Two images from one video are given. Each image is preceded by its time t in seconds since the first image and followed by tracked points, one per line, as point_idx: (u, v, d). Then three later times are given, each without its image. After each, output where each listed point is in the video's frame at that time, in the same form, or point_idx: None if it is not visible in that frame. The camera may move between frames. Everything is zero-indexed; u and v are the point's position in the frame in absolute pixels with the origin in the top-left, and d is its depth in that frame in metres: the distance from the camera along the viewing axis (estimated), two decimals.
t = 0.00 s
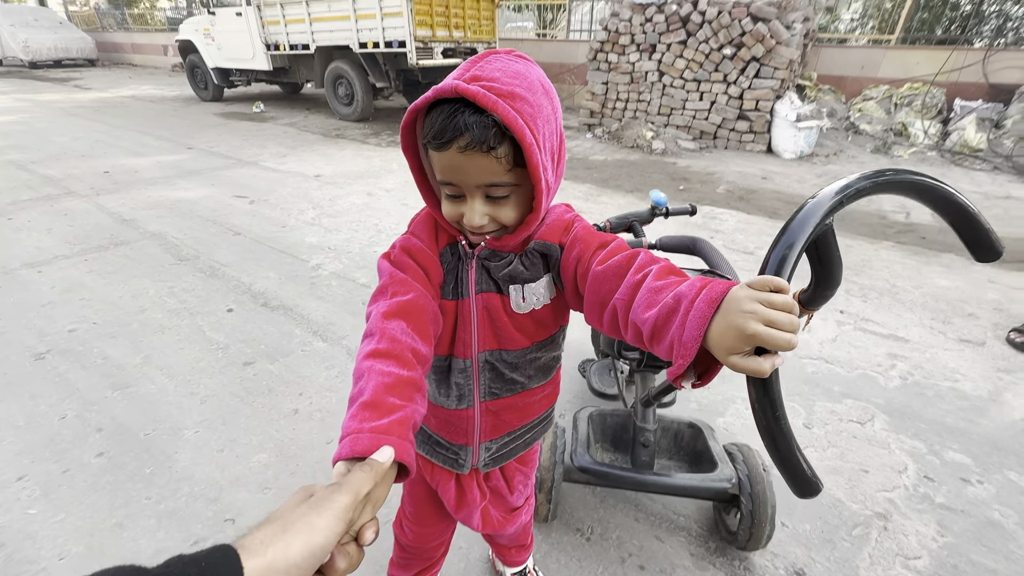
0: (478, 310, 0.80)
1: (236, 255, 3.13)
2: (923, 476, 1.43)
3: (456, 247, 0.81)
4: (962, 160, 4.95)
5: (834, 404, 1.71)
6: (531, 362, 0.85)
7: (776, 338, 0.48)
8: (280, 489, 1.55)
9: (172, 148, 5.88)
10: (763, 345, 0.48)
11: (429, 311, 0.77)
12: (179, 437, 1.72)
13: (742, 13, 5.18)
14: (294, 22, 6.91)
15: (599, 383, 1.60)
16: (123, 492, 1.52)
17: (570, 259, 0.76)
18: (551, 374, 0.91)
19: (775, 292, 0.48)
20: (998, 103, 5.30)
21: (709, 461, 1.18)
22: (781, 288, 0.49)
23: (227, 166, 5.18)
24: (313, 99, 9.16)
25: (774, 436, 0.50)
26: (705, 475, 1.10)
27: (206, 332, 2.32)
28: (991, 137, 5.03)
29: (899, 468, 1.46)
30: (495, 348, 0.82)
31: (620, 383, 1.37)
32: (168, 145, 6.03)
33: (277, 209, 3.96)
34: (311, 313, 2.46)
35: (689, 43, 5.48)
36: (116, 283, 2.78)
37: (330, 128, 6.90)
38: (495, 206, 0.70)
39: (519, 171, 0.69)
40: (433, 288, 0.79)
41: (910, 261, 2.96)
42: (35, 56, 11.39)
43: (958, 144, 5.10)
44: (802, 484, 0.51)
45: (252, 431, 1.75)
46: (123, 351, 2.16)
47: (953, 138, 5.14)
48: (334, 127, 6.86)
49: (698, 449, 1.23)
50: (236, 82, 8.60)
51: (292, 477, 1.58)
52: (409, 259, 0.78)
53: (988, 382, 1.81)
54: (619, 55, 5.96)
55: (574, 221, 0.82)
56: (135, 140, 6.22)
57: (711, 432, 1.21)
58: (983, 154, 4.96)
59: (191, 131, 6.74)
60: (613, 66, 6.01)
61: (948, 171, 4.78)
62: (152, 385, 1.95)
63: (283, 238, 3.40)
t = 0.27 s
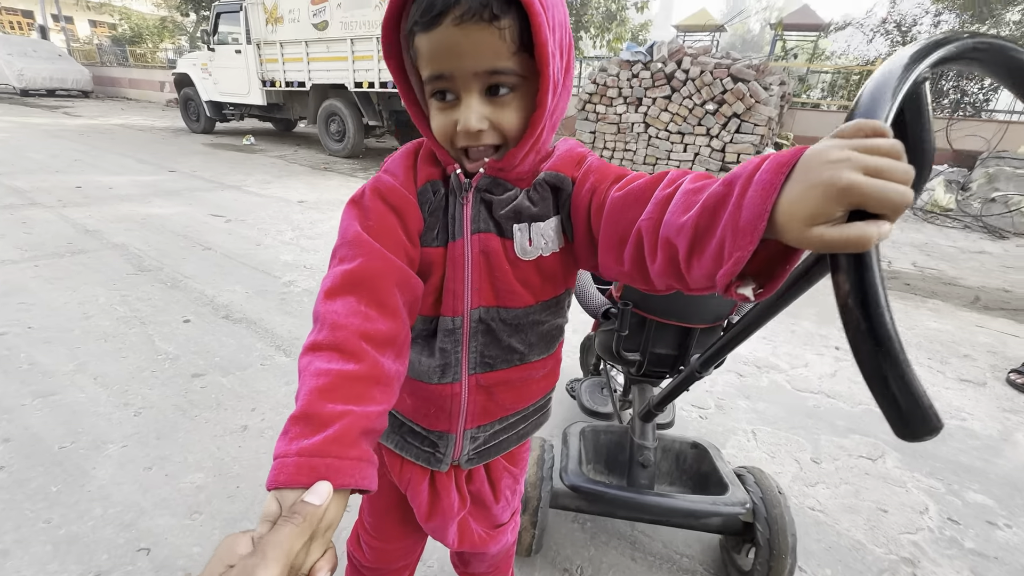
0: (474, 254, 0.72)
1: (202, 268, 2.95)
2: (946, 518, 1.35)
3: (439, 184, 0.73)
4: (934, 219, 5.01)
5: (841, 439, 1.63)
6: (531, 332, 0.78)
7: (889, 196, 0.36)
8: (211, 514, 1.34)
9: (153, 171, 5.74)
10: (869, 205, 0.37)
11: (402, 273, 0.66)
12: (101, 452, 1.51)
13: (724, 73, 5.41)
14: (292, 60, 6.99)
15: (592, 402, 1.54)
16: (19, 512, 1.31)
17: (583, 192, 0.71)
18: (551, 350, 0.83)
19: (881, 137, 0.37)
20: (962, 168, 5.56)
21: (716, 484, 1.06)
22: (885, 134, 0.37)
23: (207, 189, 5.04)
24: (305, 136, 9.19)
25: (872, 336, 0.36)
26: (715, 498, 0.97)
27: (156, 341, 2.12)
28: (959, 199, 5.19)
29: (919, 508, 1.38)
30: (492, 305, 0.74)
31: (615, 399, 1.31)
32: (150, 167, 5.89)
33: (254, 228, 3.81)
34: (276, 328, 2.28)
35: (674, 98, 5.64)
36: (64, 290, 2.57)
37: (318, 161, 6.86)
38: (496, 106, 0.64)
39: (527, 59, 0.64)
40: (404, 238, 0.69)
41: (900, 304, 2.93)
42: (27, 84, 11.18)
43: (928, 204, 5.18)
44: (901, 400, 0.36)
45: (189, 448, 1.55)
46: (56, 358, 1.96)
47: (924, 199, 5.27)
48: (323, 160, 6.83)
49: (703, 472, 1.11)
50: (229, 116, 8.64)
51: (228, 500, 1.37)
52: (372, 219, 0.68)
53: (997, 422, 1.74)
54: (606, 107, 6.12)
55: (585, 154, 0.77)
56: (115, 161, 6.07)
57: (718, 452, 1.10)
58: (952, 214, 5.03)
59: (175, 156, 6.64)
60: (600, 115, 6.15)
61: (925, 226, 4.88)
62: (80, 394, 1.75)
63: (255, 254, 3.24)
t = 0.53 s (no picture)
0: (493, 255, 0.72)
1: (174, 300, 2.86)
2: (941, 564, 1.33)
3: (447, 186, 0.73)
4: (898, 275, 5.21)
5: (830, 482, 1.61)
6: (540, 342, 0.78)
7: (898, 153, 0.42)
8: (162, 556, 1.24)
9: (131, 206, 5.67)
10: (883, 165, 0.43)
11: (404, 279, 0.64)
12: (42, 488, 1.39)
13: (697, 135, 5.71)
14: (283, 107, 7.12)
15: (577, 437, 1.52)
16: None
17: (596, 198, 0.78)
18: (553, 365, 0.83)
19: (890, 109, 0.44)
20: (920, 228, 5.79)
21: (708, 518, 1.04)
22: (891, 104, 0.44)
23: (185, 225, 4.98)
24: (289, 180, 9.25)
25: (894, 292, 0.38)
26: (710, 530, 0.95)
27: (116, 372, 2.01)
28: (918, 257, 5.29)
29: (913, 553, 1.35)
30: (506, 311, 0.74)
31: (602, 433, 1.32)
32: (128, 203, 5.82)
33: (232, 264, 3.75)
34: (247, 361, 2.19)
35: (650, 156, 5.87)
36: (22, 318, 2.45)
37: (302, 204, 6.88)
38: (519, 98, 0.69)
39: (548, 55, 0.70)
40: (409, 237, 0.67)
41: (874, 352, 2.99)
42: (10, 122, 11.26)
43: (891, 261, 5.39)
44: (933, 380, 0.37)
45: (143, 484, 1.44)
46: (4, 388, 1.84)
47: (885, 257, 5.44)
48: (306, 203, 6.86)
49: (695, 506, 1.09)
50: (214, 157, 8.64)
51: (181, 542, 1.27)
52: (375, 220, 0.65)
53: (978, 467, 1.76)
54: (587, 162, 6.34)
55: (595, 164, 0.84)
56: (92, 196, 5.98)
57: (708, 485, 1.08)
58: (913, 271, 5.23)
59: (155, 194, 6.59)
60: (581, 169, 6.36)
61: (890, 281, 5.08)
62: (26, 426, 1.64)
63: (230, 288, 3.17)
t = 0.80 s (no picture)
0: (475, 298, 0.72)
1: (142, 339, 2.78)
2: None
3: (423, 227, 0.73)
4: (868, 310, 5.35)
5: (813, 520, 1.60)
6: (524, 388, 0.77)
7: (842, 198, 0.45)
8: None
9: (103, 243, 5.57)
10: (829, 208, 0.45)
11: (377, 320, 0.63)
12: None
13: (672, 176, 5.89)
14: (266, 146, 7.18)
15: (558, 477, 1.49)
16: None
17: (577, 248, 0.79)
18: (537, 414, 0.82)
19: (830, 156, 0.47)
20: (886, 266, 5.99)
21: (691, 559, 1.03)
22: (832, 153, 0.47)
23: (159, 262, 4.89)
24: (270, 218, 9.23)
25: (849, 327, 0.40)
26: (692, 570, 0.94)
27: (75, 416, 1.93)
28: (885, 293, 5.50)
29: None
30: (490, 355, 0.73)
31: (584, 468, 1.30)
32: (101, 240, 5.72)
33: (206, 302, 3.68)
34: (217, 402, 2.12)
35: (627, 196, 6.03)
36: None
37: (282, 241, 6.84)
38: (510, 149, 0.71)
39: (544, 111, 0.73)
40: (382, 278, 0.67)
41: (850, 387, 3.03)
42: None
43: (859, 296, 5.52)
44: (890, 414, 0.39)
45: (95, 538, 1.36)
46: None
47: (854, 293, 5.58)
48: (286, 240, 6.83)
49: (678, 547, 1.07)
50: (194, 195, 8.59)
51: None
52: (346, 262, 0.65)
53: (957, 501, 1.77)
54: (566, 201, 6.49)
55: (577, 215, 0.86)
56: (63, 233, 5.87)
57: (691, 526, 1.07)
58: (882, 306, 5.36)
59: (131, 231, 6.50)
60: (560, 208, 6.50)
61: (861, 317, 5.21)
62: None
63: (203, 327, 3.10)
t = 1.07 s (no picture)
0: (405, 332, 0.74)
1: (114, 374, 2.69)
2: None
3: (332, 259, 0.74)
4: (849, 330, 5.44)
5: (803, 547, 1.57)
6: (472, 424, 0.81)
7: (803, 224, 0.48)
8: None
9: (79, 275, 5.45)
10: (792, 235, 0.48)
11: (278, 392, 0.62)
12: None
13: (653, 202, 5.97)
14: (250, 176, 7.18)
15: (542, 510, 1.46)
16: None
17: (519, 270, 0.82)
18: (486, 446, 0.86)
19: (790, 183, 0.50)
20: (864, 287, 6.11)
21: None
22: (790, 178, 0.50)
23: (137, 294, 4.79)
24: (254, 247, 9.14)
25: (809, 353, 0.42)
26: None
27: (35, 459, 1.84)
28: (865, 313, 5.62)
29: None
30: (428, 395, 0.76)
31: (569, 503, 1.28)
32: (76, 272, 5.61)
33: (184, 334, 3.59)
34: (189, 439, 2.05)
35: (611, 222, 6.11)
36: None
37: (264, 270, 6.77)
38: (423, 156, 0.72)
39: (459, 113, 0.76)
40: (288, 327, 0.65)
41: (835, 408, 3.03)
42: None
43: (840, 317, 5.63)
44: (857, 441, 0.40)
45: None
46: None
47: (836, 313, 5.70)
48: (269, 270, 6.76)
49: None
50: (176, 225, 8.51)
51: None
52: (244, 329, 0.62)
53: (946, 523, 1.76)
54: (551, 228, 6.56)
55: (512, 233, 0.90)
56: (37, 265, 5.75)
57: (676, 558, 1.07)
58: (863, 327, 5.47)
59: (109, 263, 6.38)
60: (545, 235, 6.55)
61: (843, 337, 5.28)
62: None
63: (179, 360, 3.01)
